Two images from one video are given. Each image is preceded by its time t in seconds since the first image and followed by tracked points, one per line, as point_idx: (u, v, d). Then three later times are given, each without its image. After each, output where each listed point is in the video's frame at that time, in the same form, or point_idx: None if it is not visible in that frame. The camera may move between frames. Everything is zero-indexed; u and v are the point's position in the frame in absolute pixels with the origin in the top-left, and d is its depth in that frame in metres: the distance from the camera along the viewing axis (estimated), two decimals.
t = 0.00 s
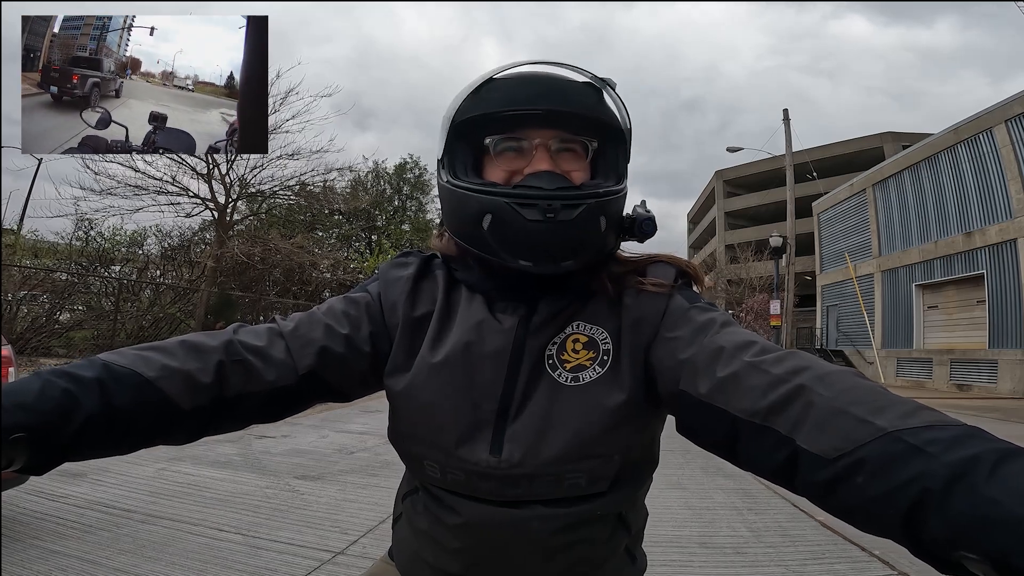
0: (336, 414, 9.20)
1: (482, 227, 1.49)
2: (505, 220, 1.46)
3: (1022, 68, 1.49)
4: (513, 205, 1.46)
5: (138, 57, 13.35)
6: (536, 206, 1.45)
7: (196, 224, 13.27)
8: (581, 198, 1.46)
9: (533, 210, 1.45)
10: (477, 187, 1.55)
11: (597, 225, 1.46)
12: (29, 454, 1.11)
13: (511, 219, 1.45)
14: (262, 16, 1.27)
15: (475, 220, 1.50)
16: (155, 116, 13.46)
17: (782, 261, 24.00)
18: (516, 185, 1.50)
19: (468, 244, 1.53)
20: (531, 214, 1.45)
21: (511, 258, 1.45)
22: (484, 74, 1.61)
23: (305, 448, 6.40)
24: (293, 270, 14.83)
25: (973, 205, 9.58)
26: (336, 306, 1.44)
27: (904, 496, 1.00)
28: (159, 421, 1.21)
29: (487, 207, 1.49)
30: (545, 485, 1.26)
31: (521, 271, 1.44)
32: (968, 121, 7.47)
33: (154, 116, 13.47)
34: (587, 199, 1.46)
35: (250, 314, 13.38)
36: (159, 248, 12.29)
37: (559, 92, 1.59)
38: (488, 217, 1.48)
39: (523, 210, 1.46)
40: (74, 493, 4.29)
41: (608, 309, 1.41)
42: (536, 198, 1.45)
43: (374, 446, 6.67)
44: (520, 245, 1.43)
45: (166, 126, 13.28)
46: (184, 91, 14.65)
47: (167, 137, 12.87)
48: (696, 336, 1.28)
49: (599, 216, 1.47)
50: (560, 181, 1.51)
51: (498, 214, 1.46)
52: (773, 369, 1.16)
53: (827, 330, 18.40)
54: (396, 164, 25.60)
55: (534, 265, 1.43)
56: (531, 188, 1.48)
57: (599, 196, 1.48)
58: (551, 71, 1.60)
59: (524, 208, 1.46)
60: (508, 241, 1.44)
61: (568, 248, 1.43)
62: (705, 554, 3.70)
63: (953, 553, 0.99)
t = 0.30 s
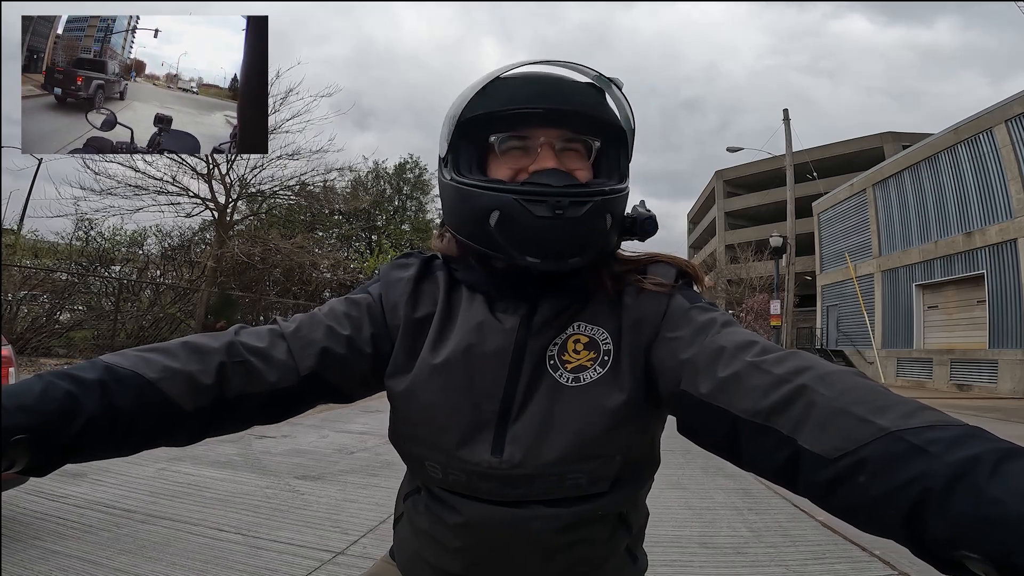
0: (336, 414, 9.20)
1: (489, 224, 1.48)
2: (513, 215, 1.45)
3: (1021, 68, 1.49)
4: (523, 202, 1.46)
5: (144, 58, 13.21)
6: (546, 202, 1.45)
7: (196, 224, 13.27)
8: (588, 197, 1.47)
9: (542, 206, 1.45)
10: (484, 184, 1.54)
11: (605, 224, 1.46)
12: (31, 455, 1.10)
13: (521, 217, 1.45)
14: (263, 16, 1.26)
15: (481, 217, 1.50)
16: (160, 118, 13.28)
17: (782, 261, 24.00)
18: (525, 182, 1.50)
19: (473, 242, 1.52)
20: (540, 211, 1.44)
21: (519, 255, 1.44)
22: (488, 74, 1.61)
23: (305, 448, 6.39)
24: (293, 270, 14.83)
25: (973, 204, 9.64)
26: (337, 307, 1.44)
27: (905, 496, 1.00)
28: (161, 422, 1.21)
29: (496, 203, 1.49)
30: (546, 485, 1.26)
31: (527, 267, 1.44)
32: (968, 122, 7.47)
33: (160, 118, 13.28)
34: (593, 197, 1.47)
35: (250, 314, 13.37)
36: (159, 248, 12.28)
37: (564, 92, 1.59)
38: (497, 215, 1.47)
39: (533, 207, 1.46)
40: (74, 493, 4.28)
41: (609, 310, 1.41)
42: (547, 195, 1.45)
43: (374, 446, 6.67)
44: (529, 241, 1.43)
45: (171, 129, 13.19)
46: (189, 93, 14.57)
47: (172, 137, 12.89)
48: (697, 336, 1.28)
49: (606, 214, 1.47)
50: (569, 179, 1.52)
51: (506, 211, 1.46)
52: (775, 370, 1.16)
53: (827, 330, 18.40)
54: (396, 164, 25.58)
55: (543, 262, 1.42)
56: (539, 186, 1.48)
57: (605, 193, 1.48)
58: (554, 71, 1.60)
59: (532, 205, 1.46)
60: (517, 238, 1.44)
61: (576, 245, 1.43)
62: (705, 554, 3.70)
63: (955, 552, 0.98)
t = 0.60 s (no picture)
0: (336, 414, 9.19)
1: (474, 226, 1.50)
2: (494, 216, 1.46)
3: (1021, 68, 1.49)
4: (505, 202, 1.47)
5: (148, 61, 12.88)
6: (527, 202, 1.46)
7: (196, 225, 13.27)
8: (571, 195, 1.46)
9: (523, 206, 1.46)
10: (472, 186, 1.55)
11: (589, 222, 1.46)
12: (32, 455, 1.11)
13: (502, 217, 1.46)
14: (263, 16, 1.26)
15: (466, 219, 1.52)
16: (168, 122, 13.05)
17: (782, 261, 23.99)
18: (510, 182, 1.51)
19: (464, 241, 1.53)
20: (521, 210, 1.45)
21: (504, 255, 1.46)
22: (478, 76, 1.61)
23: (305, 448, 6.39)
24: (293, 270, 14.84)
25: (973, 204, 9.63)
26: (338, 307, 1.44)
27: (906, 496, 1.00)
28: (161, 422, 1.21)
29: (478, 204, 1.50)
30: (547, 484, 1.26)
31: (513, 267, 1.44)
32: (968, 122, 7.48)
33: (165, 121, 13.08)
34: (577, 195, 1.46)
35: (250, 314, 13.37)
36: (159, 248, 12.29)
37: (553, 92, 1.58)
38: (481, 216, 1.49)
39: (514, 207, 1.46)
40: (74, 493, 4.28)
41: (610, 311, 1.41)
42: (527, 195, 1.46)
43: (374, 446, 6.67)
44: (511, 242, 1.44)
45: (177, 133, 12.99)
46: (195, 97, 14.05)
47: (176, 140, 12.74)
48: (697, 336, 1.28)
49: (591, 212, 1.46)
50: (554, 178, 1.51)
51: (489, 212, 1.47)
52: (775, 370, 1.16)
53: (827, 330, 18.40)
54: (395, 164, 25.58)
55: (527, 261, 1.43)
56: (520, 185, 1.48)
57: (591, 192, 1.47)
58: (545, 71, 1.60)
59: (514, 205, 1.46)
60: (500, 238, 1.45)
61: (560, 244, 1.43)
62: (705, 554, 3.70)
63: (955, 552, 0.98)
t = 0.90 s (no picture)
0: (336, 414, 9.19)
1: (467, 227, 1.51)
2: (486, 218, 1.48)
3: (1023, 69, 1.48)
4: (496, 204, 1.48)
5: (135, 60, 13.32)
6: (517, 204, 1.46)
7: (196, 224, 13.28)
8: (562, 197, 1.46)
9: (514, 209, 1.47)
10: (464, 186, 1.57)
11: (581, 224, 1.46)
12: (30, 454, 1.11)
13: (494, 219, 1.47)
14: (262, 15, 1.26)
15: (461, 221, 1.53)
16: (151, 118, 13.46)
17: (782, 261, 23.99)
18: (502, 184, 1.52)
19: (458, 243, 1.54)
20: (511, 213, 1.46)
21: (495, 256, 1.47)
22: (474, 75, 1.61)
23: (305, 448, 6.40)
24: (293, 270, 14.84)
25: (973, 204, 9.60)
26: (337, 306, 1.44)
27: (905, 497, 1.00)
28: (160, 421, 1.21)
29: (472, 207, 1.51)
30: (546, 485, 1.26)
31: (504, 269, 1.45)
32: (968, 122, 7.50)
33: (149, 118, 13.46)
34: (569, 196, 1.46)
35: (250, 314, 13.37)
36: (159, 248, 12.29)
37: (549, 91, 1.58)
38: (473, 217, 1.50)
39: (505, 209, 1.47)
40: (74, 493, 4.29)
41: (609, 311, 1.41)
42: (517, 197, 1.46)
43: (374, 446, 6.67)
44: (502, 245, 1.45)
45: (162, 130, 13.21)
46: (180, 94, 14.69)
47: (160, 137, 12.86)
48: (696, 337, 1.29)
49: (584, 214, 1.46)
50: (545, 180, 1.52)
51: (481, 213, 1.48)
52: (775, 371, 1.16)
53: (827, 330, 18.39)
54: (395, 164, 25.59)
55: (515, 263, 1.44)
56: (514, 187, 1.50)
57: (583, 194, 1.47)
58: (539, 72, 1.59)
59: (505, 207, 1.47)
60: (491, 240, 1.46)
61: (550, 247, 1.43)
62: (705, 554, 3.70)
63: (954, 553, 0.98)
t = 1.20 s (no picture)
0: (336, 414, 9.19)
1: (561, 216, 1.48)
2: (590, 208, 1.47)
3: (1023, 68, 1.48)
4: (599, 194, 1.49)
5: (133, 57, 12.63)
6: (619, 197, 1.51)
7: (196, 224, 13.29)
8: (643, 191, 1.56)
9: (615, 200, 1.50)
10: (540, 177, 1.52)
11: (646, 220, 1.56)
12: (26, 452, 1.11)
13: (596, 209, 1.48)
14: (261, 15, 1.25)
15: (547, 211, 1.49)
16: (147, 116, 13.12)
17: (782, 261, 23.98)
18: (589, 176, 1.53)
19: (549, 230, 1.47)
20: (615, 203, 1.49)
21: (587, 247, 1.44)
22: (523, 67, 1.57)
23: (305, 448, 6.40)
24: (293, 270, 14.83)
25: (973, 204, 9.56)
26: (333, 306, 1.44)
27: (902, 496, 1.00)
28: (155, 420, 1.22)
29: (563, 198, 1.49)
30: (547, 483, 1.26)
31: (597, 260, 1.45)
32: (969, 122, 7.49)
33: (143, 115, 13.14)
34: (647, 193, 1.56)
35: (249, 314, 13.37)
36: (159, 248, 12.29)
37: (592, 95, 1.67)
38: (569, 207, 1.48)
39: (609, 200, 1.50)
40: (75, 493, 4.29)
41: (609, 309, 1.41)
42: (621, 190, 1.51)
43: (374, 446, 6.67)
44: (608, 234, 1.46)
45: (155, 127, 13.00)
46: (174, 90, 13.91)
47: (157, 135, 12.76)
48: (696, 336, 1.29)
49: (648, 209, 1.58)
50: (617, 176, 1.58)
51: (580, 203, 1.48)
52: (773, 370, 1.16)
53: (827, 330, 18.39)
54: (396, 164, 25.57)
55: (608, 253, 1.45)
56: (602, 181, 1.53)
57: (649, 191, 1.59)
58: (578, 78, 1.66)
59: (607, 198, 1.49)
60: (593, 229, 1.46)
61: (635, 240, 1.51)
62: (704, 554, 3.70)
63: (951, 552, 0.99)
